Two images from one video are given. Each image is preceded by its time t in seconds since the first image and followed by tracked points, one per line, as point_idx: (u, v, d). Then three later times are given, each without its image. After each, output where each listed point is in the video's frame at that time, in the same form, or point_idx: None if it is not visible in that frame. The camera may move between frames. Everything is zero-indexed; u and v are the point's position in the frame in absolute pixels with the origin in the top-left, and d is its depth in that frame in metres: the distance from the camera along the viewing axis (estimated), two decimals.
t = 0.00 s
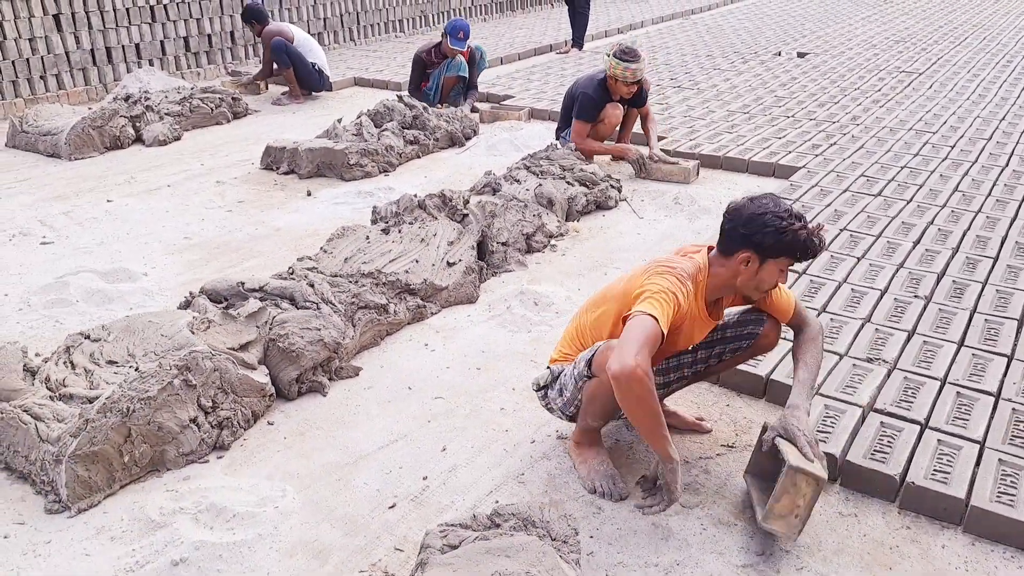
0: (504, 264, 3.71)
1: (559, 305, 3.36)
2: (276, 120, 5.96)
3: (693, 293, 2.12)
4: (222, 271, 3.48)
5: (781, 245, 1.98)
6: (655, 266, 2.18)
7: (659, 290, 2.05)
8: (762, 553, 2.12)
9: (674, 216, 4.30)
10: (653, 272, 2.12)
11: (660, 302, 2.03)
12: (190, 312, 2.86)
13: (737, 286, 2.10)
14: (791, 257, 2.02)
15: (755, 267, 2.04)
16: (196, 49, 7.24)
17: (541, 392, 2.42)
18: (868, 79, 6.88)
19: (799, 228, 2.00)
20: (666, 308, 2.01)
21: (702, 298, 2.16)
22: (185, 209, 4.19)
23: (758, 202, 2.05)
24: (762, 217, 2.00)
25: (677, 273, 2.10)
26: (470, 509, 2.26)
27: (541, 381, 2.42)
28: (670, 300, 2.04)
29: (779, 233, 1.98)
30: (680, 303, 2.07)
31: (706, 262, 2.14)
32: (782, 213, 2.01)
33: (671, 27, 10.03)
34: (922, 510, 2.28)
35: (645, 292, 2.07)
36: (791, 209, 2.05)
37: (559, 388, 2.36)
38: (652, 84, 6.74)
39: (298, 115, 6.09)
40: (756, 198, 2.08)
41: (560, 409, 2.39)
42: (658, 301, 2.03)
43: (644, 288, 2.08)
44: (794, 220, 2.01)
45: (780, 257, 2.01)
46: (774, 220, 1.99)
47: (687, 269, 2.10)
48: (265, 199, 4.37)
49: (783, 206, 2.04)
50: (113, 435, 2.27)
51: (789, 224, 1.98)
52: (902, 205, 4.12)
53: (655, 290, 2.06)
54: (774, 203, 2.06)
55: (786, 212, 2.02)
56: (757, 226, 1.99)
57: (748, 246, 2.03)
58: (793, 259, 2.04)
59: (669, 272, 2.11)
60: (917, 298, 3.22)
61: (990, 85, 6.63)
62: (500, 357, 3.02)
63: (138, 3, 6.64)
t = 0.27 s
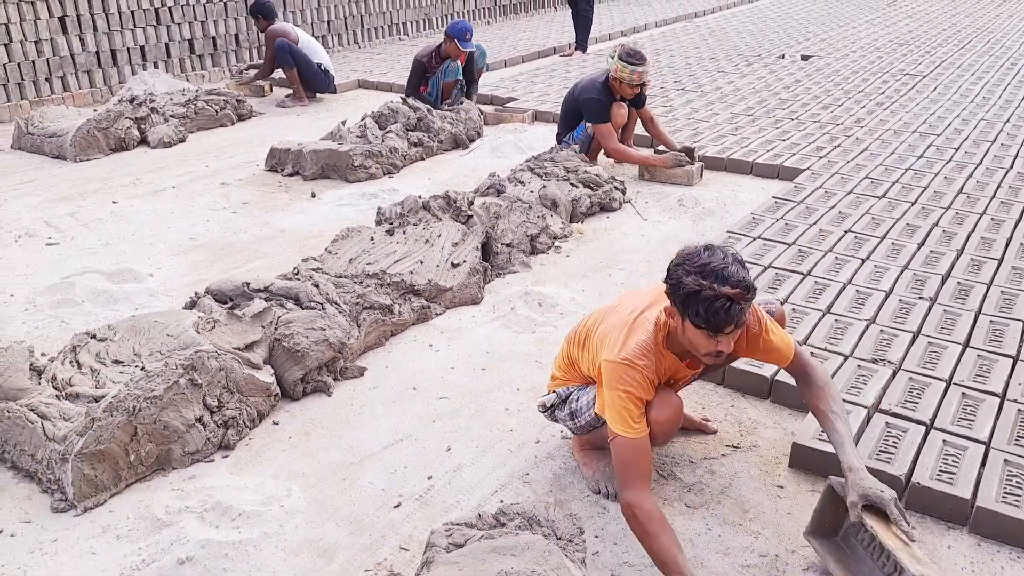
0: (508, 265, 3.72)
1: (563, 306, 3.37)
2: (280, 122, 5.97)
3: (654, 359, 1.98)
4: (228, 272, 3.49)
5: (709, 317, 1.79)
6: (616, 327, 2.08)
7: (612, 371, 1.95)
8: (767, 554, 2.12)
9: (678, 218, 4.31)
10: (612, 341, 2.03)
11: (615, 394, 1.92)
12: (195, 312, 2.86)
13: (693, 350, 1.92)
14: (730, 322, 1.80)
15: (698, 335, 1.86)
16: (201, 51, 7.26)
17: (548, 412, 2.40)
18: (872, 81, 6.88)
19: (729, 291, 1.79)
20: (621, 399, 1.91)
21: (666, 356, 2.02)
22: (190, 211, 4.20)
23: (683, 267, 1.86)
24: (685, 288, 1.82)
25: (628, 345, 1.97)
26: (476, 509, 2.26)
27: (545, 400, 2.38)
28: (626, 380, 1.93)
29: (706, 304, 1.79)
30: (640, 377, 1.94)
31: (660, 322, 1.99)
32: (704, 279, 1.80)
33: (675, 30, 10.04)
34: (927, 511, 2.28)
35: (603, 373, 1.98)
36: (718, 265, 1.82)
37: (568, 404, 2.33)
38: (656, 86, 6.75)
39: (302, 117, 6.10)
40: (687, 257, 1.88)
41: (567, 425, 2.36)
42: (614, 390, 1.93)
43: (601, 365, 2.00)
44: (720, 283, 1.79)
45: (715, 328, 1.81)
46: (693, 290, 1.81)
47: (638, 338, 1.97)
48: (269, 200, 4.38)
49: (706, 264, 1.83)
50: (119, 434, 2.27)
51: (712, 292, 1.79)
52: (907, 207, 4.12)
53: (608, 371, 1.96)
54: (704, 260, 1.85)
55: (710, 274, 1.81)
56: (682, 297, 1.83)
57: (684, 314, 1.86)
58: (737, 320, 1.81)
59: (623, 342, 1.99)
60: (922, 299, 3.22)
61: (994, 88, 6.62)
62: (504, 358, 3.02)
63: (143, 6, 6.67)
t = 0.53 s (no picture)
0: (504, 267, 3.73)
1: (559, 308, 3.37)
2: (278, 124, 5.98)
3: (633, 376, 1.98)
4: (224, 274, 3.49)
5: (677, 349, 1.79)
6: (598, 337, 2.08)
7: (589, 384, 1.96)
8: (761, 556, 2.13)
9: (675, 220, 4.31)
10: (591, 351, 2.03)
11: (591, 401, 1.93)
12: (191, 314, 2.87)
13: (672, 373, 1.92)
14: (698, 355, 1.79)
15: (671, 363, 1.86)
16: (199, 53, 7.27)
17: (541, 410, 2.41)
18: (869, 85, 6.90)
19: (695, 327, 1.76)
20: (597, 407, 1.90)
21: (647, 370, 2.02)
22: (187, 213, 4.20)
23: (654, 295, 1.82)
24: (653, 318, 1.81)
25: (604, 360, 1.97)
26: (470, 511, 2.27)
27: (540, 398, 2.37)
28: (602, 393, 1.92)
29: (673, 338, 1.78)
30: (617, 393, 1.95)
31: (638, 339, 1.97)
32: (670, 312, 1.78)
33: (672, 33, 10.06)
34: (921, 513, 2.28)
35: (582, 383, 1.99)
36: (687, 297, 1.78)
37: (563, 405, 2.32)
38: (653, 89, 6.76)
39: (300, 119, 6.11)
40: (659, 283, 1.83)
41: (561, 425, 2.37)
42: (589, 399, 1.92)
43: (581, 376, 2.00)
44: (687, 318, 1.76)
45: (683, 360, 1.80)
46: (660, 323, 1.79)
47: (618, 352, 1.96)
48: (266, 202, 4.38)
49: (675, 297, 1.78)
50: (114, 435, 2.27)
51: (678, 327, 1.77)
52: (902, 210, 4.13)
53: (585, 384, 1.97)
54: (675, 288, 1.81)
55: (677, 307, 1.77)
56: (649, 329, 1.82)
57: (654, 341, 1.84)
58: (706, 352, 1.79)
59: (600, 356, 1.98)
60: (917, 302, 3.23)
61: (991, 91, 6.64)
62: (500, 360, 3.03)
63: (141, 8, 6.68)
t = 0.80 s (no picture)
0: (497, 267, 3.72)
1: (552, 308, 3.37)
2: (271, 125, 5.98)
3: (599, 378, 2.00)
4: (215, 274, 3.49)
5: (643, 351, 1.81)
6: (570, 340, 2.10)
7: (557, 385, 2.01)
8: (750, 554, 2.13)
9: (667, 221, 4.32)
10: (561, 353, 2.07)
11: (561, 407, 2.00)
12: (182, 313, 2.86)
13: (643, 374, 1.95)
14: (664, 357, 1.82)
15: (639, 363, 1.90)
16: (192, 54, 7.26)
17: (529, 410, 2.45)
18: (861, 87, 6.92)
19: (659, 329, 1.78)
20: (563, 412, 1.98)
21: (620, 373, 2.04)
22: (178, 213, 4.20)
23: (620, 299, 1.85)
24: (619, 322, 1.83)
25: (571, 362, 2.01)
26: (461, 510, 2.26)
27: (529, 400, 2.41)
28: (566, 394, 1.99)
29: (640, 341, 1.80)
30: (584, 393, 1.99)
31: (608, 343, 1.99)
32: (635, 315, 1.80)
33: (666, 35, 10.09)
34: (911, 512, 2.29)
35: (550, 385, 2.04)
36: (652, 301, 1.79)
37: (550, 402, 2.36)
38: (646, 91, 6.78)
39: (293, 120, 6.10)
40: (625, 287, 1.85)
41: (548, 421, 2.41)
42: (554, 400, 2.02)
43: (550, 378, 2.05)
44: (652, 321, 1.78)
45: (650, 361, 1.83)
46: (625, 328, 1.81)
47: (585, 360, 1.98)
48: (259, 203, 4.38)
49: (640, 301, 1.80)
50: (103, 435, 2.26)
51: (644, 331, 1.79)
52: (894, 211, 4.15)
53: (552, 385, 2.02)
54: (640, 291, 1.82)
55: (642, 311, 1.79)
56: (616, 333, 1.84)
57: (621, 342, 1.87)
58: (672, 352, 1.82)
59: (567, 359, 2.02)
60: (908, 302, 3.24)
61: (982, 93, 6.67)
62: (492, 360, 3.03)
63: (134, 8, 6.67)
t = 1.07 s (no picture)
0: (488, 271, 3.73)
1: (543, 312, 3.38)
2: (262, 129, 5.97)
3: (582, 372, 2.02)
4: (205, 278, 3.48)
5: (634, 360, 1.84)
6: (558, 329, 2.10)
7: (538, 373, 2.02)
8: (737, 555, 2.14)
9: (658, 225, 4.34)
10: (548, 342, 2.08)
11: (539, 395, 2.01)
12: (171, 318, 2.85)
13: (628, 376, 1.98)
14: (654, 368, 1.84)
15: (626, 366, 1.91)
16: (183, 58, 7.25)
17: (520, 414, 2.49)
18: (851, 91, 6.97)
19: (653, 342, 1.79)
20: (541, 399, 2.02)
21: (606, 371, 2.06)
22: (168, 217, 4.19)
23: (619, 302, 1.83)
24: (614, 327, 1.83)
25: (558, 353, 2.02)
26: (450, 513, 2.26)
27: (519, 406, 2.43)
28: (545, 383, 2.00)
29: (633, 349, 1.82)
30: (563, 385, 2.01)
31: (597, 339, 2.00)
32: (630, 324, 1.80)
33: (657, 40, 10.13)
34: (898, 513, 2.30)
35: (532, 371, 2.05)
36: (652, 313, 1.79)
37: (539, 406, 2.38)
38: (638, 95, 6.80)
39: (284, 124, 6.10)
40: (625, 291, 1.84)
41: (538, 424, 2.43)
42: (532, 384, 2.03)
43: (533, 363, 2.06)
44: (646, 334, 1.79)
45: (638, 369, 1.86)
46: (618, 335, 1.83)
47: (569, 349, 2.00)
48: (250, 207, 4.37)
49: (638, 310, 1.79)
50: (91, 440, 2.26)
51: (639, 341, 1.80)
52: (883, 214, 4.17)
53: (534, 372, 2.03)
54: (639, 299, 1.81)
55: (638, 321, 1.79)
56: (609, 338, 1.86)
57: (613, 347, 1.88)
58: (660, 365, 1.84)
59: (554, 349, 2.03)
60: (896, 305, 3.26)
61: (971, 97, 6.72)
62: (483, 363, 3.03)
63: (125, 13, 6.66)
